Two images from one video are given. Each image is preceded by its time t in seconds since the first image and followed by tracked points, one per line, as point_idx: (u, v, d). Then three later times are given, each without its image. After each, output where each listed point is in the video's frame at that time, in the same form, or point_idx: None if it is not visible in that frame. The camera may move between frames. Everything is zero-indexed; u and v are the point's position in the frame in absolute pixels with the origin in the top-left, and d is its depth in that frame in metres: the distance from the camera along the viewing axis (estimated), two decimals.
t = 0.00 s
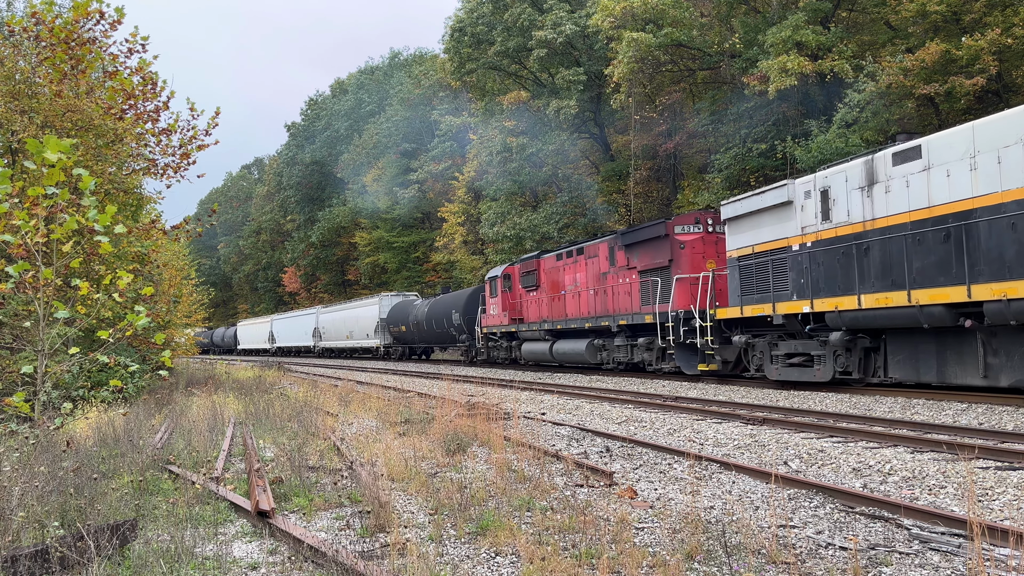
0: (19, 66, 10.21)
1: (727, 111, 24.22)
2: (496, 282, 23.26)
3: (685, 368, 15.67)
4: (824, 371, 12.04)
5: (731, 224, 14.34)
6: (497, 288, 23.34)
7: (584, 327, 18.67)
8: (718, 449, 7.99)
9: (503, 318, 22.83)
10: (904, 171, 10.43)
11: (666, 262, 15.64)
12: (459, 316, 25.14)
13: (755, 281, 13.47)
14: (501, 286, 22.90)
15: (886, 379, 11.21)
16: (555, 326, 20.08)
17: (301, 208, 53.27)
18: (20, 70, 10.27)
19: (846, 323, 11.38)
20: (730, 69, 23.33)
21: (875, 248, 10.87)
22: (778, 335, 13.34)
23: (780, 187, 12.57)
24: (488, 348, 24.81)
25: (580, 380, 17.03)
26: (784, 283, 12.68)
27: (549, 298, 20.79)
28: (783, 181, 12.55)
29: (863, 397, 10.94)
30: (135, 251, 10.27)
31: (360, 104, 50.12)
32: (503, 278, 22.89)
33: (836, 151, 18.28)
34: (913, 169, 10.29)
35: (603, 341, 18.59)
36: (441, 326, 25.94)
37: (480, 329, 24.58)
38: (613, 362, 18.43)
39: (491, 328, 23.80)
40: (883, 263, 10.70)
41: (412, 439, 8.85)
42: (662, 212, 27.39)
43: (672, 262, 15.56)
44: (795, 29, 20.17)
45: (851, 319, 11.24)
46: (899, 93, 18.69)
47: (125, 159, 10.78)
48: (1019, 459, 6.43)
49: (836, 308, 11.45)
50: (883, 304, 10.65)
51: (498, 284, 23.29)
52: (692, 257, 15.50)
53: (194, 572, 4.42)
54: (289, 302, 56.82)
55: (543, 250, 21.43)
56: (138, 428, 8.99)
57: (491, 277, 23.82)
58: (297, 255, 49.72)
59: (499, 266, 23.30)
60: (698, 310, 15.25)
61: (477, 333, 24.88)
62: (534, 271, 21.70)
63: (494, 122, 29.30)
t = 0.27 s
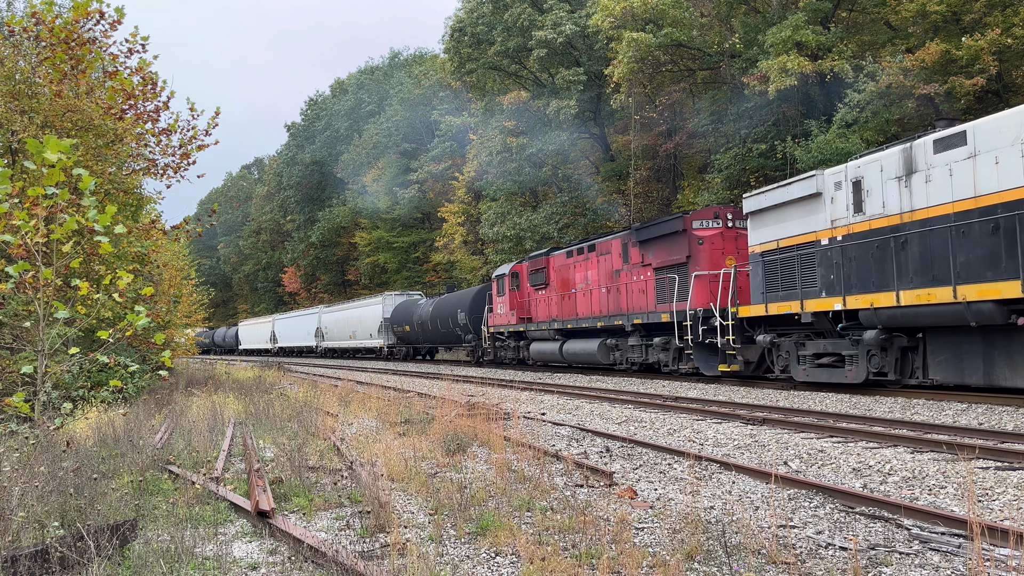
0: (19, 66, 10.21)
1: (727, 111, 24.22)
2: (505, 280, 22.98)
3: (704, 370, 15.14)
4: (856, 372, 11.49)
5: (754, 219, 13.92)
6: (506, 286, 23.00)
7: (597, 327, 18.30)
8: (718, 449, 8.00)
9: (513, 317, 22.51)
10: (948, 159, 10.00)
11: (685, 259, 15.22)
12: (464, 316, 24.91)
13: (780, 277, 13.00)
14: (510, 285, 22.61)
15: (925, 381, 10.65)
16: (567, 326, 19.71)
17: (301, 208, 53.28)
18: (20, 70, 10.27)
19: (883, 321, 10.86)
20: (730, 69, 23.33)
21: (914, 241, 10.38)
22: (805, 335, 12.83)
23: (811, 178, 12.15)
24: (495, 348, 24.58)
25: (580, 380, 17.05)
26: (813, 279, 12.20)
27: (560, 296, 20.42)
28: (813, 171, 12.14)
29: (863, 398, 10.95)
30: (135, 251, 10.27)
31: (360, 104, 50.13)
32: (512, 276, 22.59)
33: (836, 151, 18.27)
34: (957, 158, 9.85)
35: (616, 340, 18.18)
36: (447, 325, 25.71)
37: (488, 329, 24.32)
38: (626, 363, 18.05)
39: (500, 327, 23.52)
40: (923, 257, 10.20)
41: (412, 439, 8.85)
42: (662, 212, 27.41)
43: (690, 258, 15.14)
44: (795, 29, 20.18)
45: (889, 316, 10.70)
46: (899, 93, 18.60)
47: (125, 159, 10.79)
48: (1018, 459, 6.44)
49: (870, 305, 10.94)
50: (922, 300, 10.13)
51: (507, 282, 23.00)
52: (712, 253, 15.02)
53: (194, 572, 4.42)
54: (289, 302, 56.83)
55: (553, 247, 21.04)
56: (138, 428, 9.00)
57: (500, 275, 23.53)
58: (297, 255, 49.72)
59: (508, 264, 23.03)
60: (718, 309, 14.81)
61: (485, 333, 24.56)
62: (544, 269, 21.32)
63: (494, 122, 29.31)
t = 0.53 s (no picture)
0: (19, 65, 10.21)
1: (727, 111, 24.22)
2: (512, 278, 22.69)
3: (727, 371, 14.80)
4: (891, 374, 10.94)
5: (779, 212, 13.40)
6: (513, 284, 22.67)
7: (609, 326, 17.98)
8: (717, 449, 8.00)
9: (520, 316, 22.18)
10: (993, 145, 9.40)
11: (703, 255, 14.90)
12: (470, 315, 24.63)
13: (809, 273, 12.47)
14: (517, 283, 22.33)
15: (970, 381, 10.03)
16: (576, 325, 19.38)
17: (301, 208, 53.28)
18: (20, 70, 10.27)
19: (923, 318, 10.29)
20: (730, 69, 23.32)
21: (956, 234, 9.81)
22: (834, 334, 12.30)
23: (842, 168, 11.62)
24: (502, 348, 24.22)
25: (581, 380, 17.05)
26: (844, 275, 11.68)
27: (569, 294, 20.11)
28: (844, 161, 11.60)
29: (863, 398, 10.95)
30: (135, 251, 10.28)
31: (360, 104, 50.14)
32: (519, 274, 22.30)
33: (836, 151, 18.27)
34: (1004, 144, 9.26)
35: (629, 339, 17.76)
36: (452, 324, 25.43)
37: (494, 329, 23.97)
38: (640, 363, 17.61)
39: (507, 327, 23.18)
40: (967, 250, 9.63)
41: (412, 439, 8.85)
42: (662, 212, 27.43)
43: (709, 254, 14.80)
44: (795, 29, 20.18)
45: (931, 313, 10.12)
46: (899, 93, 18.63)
47: (125, 159, 10.79)
48: (1018, 459, 6.44)
49: (909, 302, 10.39)
50: (967, 297, 9.56)
51: (514, 280, 22.68)
52: (731, 249, 14.74)
53: (194, 572, 4.43)
54: (289, 302, 56.82)
55: (562, 244, 20.71)
56: (138, 427, 9.00)
57: (506, 273, 23.20)
58: (297, 255, 49.72)
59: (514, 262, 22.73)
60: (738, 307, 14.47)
61: (492, 333, 24.18)
62: (553, 267, 20.99)
63: (494, 122, 29.32)
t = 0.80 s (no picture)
0: (19, 65, 10.22)
1: (727, 111, 24.22)
2: (521, 276, 22.35)
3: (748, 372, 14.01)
4: (935, 376, 10.23)
5: (808, 205, 12.78)
6: (523, 283, 22.32)
7: (624, 325, 17.59)
8: (717, 448, 8.00)
9: (530, 316, 21.82)
10: None
11: (724, 250, 14.41)
12: (476, 314, 24.27)
13: (839, 268, 11.83)
14: (527, 281, 21.97)
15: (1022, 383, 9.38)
16: (589, 324, 18.99)
17: (301, 208, 53.28)
18: (20, 70, 10.27)
19: (970, 317, 9.57)
20: (730, 69, 23.31)
21: (1005, 226, 9.14)
22: (868, 333, 11.56)
23: (877, 157, 10.99)
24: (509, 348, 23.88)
25: (581, 380, 17.05)
26: (879, 271, 11.03)
27: (582, 293, 19.72)
28: (879, 149, 10.97)
29: (863, 397, 10.94)
30: (135, 251, 10.28)
31: (360, 104, 50.15)
32: (529, 272, 21.95)
33: (836, 151, 18.26)
34: None
35: (644, 339, 17.33)
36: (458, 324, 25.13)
37: (501, 330, 23.62)
38: (655, 364, 17.21)
39: (515, 327, 22.84)
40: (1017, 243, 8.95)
41: (412, 439, 8.85)
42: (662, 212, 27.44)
43: (729, 250, 14.33)
44: (795, 29, 20.17)
45: (978, 312, 9.42)
46: (899, 93, 18.61)
47: (125, 159, 10.78)
48: (1018, 459, 6.43)
49: (953, 299, 9.72)
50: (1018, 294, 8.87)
51: (522, 279, 22.40)
52: (754, 244, 14.18)
53: (194, 572, 4.43)
54: (289, 302, 56.81)
55: (573, 241, 20.32)
56: (138, 428, 9.00)
57: (514, 272, 22.88)
58: (297, 255, 49.72)
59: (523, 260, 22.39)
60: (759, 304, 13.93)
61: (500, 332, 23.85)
62: (564, 265, 20.61)
63: (494, 122, 29.32)
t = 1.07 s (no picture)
0: (19, 66, 10.21)
1: (727, 111, 24.21)
2: (529, 274, 21.87)
3: (772, 372, 13.44)
4: (980, 377, 9.69)
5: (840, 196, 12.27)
6: (531, 281, 21.80)
7: (638, 324, 17.10)
8: (717, 449, 8.00)
9: (539, 315, 21.33)
10: None
11: (746, 246, 13.90)
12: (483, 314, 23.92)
13: (873, 263, 11.34)
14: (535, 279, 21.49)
15: None
16: (602, 323, 18.49)
17: (301, 208, 53.26)
18: (20, 70, 10.26)
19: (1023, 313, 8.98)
20: (730, 69, 23.29)
21: None
22: (905, 331, 11.03)
23: (918, 144, 10.52)
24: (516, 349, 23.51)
25: (581, 380, 17.03)
26: (920, 265, 10.51)
27: (593, 291, 19.20)
28: (919, 136, 10.51)
29: (863, 398, 10.96)
30: (135, 251, 10.28)
31: (360, 104, 50.15)
32: (537, 270, 21.47)
33: (836, 151, 18.26)
34: None
35: (660, 339, 16.82)
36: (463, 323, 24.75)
37: (508, 330, 23.17)
38: (671, 364, 16.69)
39: (523, 326, 22.37)
40: None
41: (412, 439, 8.85)
42: (662, 212, 27.46)
43: (752, 245, 13.82)
44: (795, 29, 20.17)
45: None
46: (899, 93, 18.59)
47: (125, 159, 10.78)
48: (1018, 459, 6.44)
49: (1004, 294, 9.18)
50: None
51: (530, 277, 21.90)
52: (778, 239, 13.66)
53: (194, 572, 4.43)
54: (289, 303, 56.80)
55: (584, 237, 19.79)
56: (138, 427, 9.00)
57: (522, 270, 22.39)
58: (297, 255, 49.68)
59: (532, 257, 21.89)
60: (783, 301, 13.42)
61: (508, 331, 23.42)
62: (575, 263, 20.10)
63: (494, 122, 29.33)
